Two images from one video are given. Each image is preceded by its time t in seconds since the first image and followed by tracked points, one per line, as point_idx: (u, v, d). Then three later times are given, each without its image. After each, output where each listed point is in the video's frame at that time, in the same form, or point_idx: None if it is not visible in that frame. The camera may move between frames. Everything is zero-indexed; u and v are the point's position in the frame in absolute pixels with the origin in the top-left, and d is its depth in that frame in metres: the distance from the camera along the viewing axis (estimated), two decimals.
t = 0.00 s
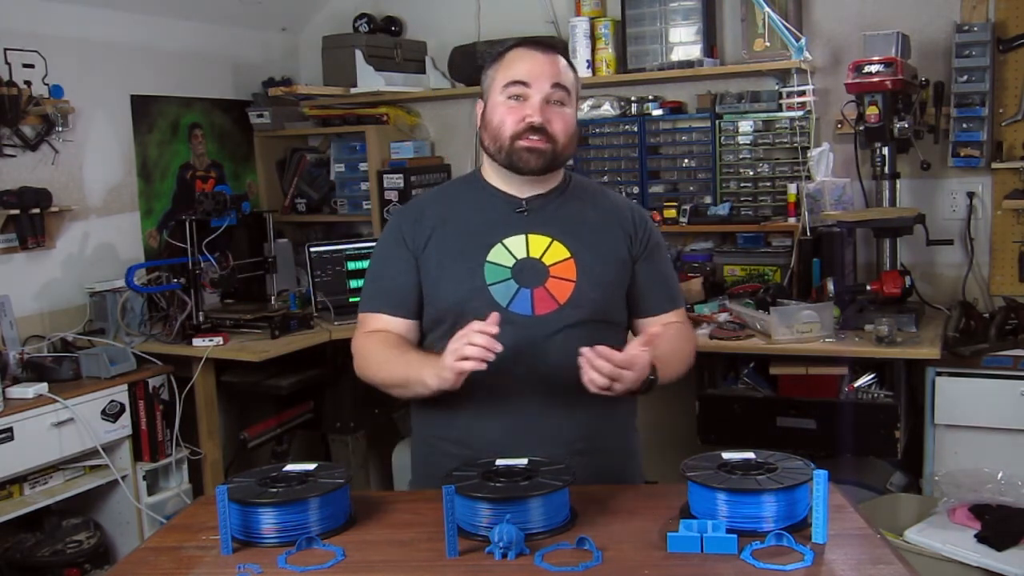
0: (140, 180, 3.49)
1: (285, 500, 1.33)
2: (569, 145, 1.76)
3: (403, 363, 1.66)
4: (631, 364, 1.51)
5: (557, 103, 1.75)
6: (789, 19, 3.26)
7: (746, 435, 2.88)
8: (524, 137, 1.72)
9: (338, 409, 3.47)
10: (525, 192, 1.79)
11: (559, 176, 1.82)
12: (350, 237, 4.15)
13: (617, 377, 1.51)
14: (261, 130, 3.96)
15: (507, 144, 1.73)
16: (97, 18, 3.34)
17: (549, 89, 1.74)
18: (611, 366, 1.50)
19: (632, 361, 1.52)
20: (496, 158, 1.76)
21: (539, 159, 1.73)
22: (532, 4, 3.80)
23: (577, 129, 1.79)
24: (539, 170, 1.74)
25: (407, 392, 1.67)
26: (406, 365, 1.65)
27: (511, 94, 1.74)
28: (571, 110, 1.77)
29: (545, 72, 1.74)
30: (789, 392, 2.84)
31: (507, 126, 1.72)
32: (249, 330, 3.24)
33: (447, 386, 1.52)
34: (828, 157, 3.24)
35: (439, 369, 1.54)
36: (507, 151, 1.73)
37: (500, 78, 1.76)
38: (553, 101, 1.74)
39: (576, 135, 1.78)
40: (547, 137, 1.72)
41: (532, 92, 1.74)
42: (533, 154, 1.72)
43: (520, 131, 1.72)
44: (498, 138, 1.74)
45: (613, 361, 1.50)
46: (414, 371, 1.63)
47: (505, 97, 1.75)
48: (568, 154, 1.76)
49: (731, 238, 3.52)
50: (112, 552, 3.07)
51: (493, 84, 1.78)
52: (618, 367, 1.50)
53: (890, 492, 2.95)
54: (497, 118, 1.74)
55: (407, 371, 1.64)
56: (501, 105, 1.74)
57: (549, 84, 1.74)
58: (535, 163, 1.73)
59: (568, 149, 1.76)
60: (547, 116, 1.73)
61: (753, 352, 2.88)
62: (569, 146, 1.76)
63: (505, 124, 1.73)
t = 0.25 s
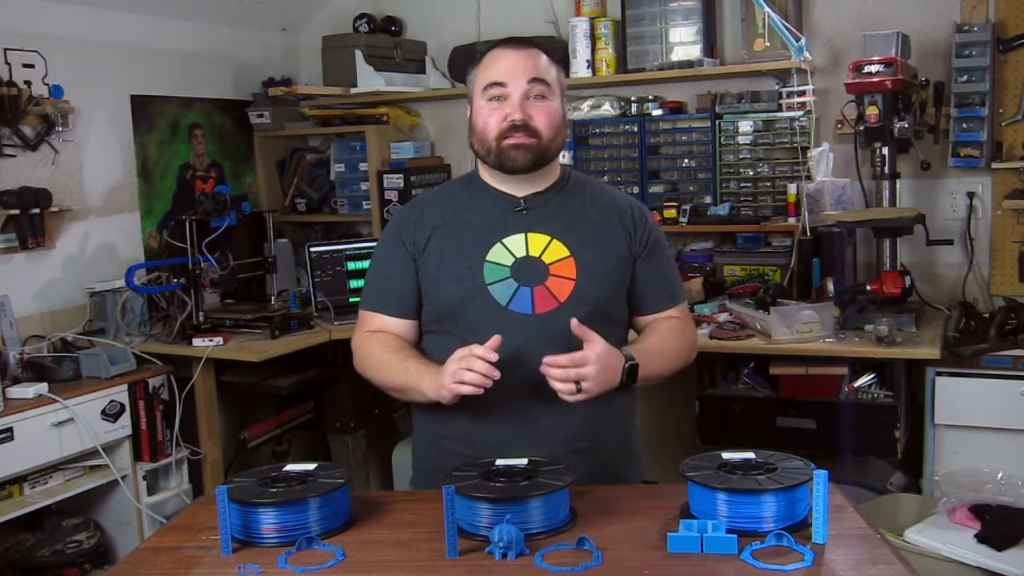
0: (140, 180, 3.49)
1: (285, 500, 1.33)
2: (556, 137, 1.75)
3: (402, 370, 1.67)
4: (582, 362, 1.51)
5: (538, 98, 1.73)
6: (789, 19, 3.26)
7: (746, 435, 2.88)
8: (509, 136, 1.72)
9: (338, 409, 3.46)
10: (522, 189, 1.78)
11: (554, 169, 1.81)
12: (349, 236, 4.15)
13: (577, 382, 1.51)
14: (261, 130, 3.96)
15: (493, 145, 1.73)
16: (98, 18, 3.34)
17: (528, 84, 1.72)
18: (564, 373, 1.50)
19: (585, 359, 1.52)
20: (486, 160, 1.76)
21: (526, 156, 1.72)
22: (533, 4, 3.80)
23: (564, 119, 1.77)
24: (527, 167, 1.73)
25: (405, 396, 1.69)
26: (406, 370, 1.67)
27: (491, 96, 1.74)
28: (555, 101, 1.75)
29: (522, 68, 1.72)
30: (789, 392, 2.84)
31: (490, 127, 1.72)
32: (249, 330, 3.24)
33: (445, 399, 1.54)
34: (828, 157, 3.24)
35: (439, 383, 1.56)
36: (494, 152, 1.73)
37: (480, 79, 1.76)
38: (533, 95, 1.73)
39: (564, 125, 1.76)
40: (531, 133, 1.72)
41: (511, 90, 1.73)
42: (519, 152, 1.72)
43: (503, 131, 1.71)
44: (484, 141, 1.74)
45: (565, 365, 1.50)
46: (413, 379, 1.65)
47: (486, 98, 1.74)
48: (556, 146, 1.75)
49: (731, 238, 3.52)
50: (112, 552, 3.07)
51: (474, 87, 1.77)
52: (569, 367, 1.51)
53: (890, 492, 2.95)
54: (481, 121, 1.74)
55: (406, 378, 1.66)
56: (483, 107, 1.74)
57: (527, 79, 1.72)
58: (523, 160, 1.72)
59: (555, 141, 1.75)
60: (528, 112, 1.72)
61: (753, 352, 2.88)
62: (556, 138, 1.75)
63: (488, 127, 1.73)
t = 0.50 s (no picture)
0: (140, 180, 3.49)
1: (286, 499, 1.33)
2: (545, 136, 1.74)
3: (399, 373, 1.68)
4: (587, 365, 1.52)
5: (524, 98, 1.73)
6: (789, 19, 3.27)
7: (746, 435, 2.88)
8: (497, 140, 1.72)
9: (338, 409, 3.46)
10: (516, 189, 1.78)
11: (547, 166, 1.81)
12: (349, 236, 4.15)
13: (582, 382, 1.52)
14: (261, 130, 3.96)
15: (483, 150, 1.73)
16: (97, 18, 3.34)
17: (512, 86, 1.72)
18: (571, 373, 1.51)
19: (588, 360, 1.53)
20: (477, 164, 1.77)
21: (516, 159, 1.72)
22: (533, 4, 3.80)
23: (552, 118, 1.77)
24: (518, 168, 1.73)
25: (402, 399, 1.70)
26: (403, 373, 1.68)
27: (477, 99, 1.74)
28: (541, 100, 1.75)
29: (506, 70, 1.72)
30: (790, 392, 2.84)
31: (479, 132, 1.73)
32: (249, 330, 3.24)
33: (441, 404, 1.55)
34: (828, 157, 3.24)
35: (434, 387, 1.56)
36: (484, 156, 1.74)
37: (465, 84, 1.76)
38: (518, 96, 1.73)
39: (552, 124, 1.76)
40: (519, 135, 1.72)
41: (496, 93, 1.73)
42: (509, 155, 1.72)
43: (491, 135, 1.72)
44: (474, 145, 1.74)
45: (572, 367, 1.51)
46: (409, 381, 1.65)
47: (472, 104, 1.75)
48: (545, 146, 1.75)
49: (731, 238, 3.52)
50: (112, 552, 3.07)
51: (461, 91, 1.78)
52: (576, 368, 1.51)
53: (890, 492, 2.95)
54: (469, 126, 1.74)
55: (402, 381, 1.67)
56: (470, 112, 1.75)
57: (511, 81, 1.72)
58: (513, 162, 1.72)
59: (545, 140, 1.74)
60: (515, 114, 1.72)
61: (753, 352, 2.88)
62: (546, 137, 1.75)
63: (476, 130, 1.73)
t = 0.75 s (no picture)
0: (140, 180, 3.49)
1: (286, 500, 1.33)
2: (535, 134, 1.75)
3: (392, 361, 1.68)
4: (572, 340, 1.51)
5: (511, 98, 1.74)
6: (789, 19, 3.27)
7: (746, 435, 2.88)
8: (487, 141, 1.72)
9: (338, 409, 3.45)
10: (508, 189, 1.79)
11: (540, 166, 1.81)
12: (349, 236, 4.15)
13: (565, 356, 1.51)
14: (261, 130, 3.96)
15: (473, 151, 1.74)
16: (97, 18, 3.34)
17: (498, 87, 1.73)
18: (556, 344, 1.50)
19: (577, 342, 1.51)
20: (469, 167, 1.77)
21: (506, 159, 1.72)
22: (533, 4, 3.79)
23: (541, 116, 1.77)
24: (508, 169, 1.73)
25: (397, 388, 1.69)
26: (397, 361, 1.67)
27: (464, 102, 1.75)
28: (529, 100, 1.75)
29: (492, 71, 1.73)
30: (790, 392, 2.84)
31: (468, 134, 1.73)
32: (249, 330, 3.24)
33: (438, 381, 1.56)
34: (828, 157, 3.24)
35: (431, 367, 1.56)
36: (474, 158, 1.74)
37: (453, 88, 1.77)
38: (505, 97, 1.73)
39: (541, 122, 1.76)
40: (508, 135, 1.72)
41: (483, 94, 1.74)
42: (499, 156, 1.72)
43: (480, 136, 1.72)
44: (463, 148, 1.75)
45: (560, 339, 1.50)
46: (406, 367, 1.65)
47: (460, 107, 1.76)
48: (535, 144, 1.75)
49: (731, 238, 3.52)
50: (112, 552, 3.07)
51: (449, 96, 1.79)
52: (562, 338, 1.50)
53: (890, 492, 2.95)
54: (458, 129, 1.75)
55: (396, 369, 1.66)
56: (458, 114, 1.75)
57: (497, 82, 1.73)
58: (504, 163, 1.73)
59: (534, 139, 1.75)
60: (503, 114, 1.72)
61: (753, 352, 2.88)
62: (535, 136, 1.75)
63: (465, 134, 1.74)
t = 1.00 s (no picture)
0: (140, 180, 3.50)
1: (286, 500, 1.33)
2: (512, 131, 1.72)
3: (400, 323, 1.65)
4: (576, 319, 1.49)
5: (482, 100, 1.72)
6: (789, 19, 3.27)
7: (746, 435, 2.88)
8: (464, 146, 1.70)
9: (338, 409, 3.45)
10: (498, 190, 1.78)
11: (524, 168, 1.79)
12: (349, 236, 4.15)
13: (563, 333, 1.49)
14: (261, 130, 3.96)
15: (453, 159, 1.72)
16: (97, 18, 3.34)
17: (467, 91, 1.72)
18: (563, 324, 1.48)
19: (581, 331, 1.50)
20: (452, 176, 1.76)
21: (486, 160, 1.70)
22: (533, 4, 3.80)
23: (517, 111, 1.74)
24: (491, 169, 1.71)
25: (408, 352, 1.65)
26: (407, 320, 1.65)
27: (437, 112, 1.74)
28: (501, 99, 1.73)
29: (460, 78, 1.72)
30: (790, 393, 2.84)
31: (445, 143, 1.72)
32: (249, 330, 3.24)
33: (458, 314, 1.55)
34: (828, 157, 3.24)
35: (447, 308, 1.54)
36: (455, 165, 1.72)
37: (427, 100, 1.77)
38: (476, 100, 1.72)
39: (518, 117, 1.74)
40: (484, 136, 1.70)
41: (454, 101, 1.72)
42: (479, 158, 1.70)
43: (457, 142, 1.70)
44: (444, 158, 1.74)
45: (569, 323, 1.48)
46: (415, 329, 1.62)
47: (435, 117, 1.75)
48: (514, 139, 1.73)
49: (731, 238, 3.52)
50: (112, 552, 3.07)
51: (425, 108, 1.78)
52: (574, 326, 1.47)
53: (890, 492, 2.95)
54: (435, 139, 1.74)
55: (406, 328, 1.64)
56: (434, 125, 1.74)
57: (465, 87, 1.72)
58: (484, 164, 1.71)
59: (512, 136, 1.72)
60: (475, 117, 1.70)
61: (753, 352, 2.88)
62: (513, 131, 1.72)
63: (443, 143, 1.73)
